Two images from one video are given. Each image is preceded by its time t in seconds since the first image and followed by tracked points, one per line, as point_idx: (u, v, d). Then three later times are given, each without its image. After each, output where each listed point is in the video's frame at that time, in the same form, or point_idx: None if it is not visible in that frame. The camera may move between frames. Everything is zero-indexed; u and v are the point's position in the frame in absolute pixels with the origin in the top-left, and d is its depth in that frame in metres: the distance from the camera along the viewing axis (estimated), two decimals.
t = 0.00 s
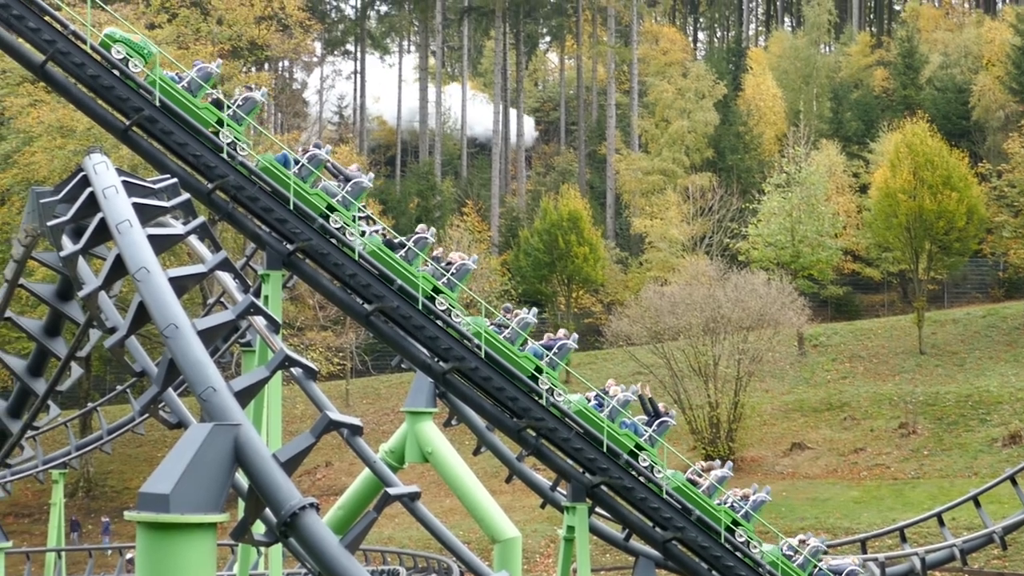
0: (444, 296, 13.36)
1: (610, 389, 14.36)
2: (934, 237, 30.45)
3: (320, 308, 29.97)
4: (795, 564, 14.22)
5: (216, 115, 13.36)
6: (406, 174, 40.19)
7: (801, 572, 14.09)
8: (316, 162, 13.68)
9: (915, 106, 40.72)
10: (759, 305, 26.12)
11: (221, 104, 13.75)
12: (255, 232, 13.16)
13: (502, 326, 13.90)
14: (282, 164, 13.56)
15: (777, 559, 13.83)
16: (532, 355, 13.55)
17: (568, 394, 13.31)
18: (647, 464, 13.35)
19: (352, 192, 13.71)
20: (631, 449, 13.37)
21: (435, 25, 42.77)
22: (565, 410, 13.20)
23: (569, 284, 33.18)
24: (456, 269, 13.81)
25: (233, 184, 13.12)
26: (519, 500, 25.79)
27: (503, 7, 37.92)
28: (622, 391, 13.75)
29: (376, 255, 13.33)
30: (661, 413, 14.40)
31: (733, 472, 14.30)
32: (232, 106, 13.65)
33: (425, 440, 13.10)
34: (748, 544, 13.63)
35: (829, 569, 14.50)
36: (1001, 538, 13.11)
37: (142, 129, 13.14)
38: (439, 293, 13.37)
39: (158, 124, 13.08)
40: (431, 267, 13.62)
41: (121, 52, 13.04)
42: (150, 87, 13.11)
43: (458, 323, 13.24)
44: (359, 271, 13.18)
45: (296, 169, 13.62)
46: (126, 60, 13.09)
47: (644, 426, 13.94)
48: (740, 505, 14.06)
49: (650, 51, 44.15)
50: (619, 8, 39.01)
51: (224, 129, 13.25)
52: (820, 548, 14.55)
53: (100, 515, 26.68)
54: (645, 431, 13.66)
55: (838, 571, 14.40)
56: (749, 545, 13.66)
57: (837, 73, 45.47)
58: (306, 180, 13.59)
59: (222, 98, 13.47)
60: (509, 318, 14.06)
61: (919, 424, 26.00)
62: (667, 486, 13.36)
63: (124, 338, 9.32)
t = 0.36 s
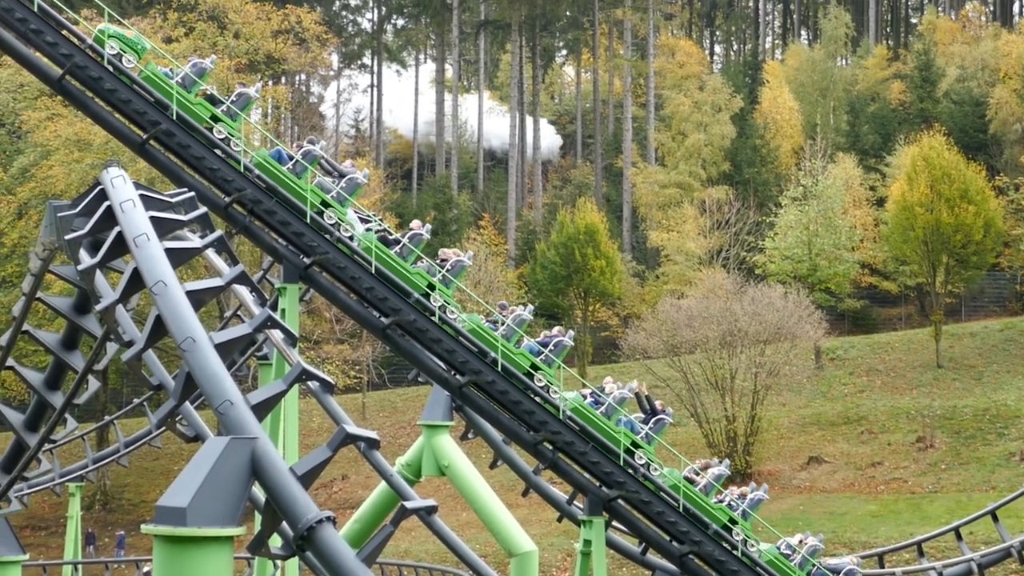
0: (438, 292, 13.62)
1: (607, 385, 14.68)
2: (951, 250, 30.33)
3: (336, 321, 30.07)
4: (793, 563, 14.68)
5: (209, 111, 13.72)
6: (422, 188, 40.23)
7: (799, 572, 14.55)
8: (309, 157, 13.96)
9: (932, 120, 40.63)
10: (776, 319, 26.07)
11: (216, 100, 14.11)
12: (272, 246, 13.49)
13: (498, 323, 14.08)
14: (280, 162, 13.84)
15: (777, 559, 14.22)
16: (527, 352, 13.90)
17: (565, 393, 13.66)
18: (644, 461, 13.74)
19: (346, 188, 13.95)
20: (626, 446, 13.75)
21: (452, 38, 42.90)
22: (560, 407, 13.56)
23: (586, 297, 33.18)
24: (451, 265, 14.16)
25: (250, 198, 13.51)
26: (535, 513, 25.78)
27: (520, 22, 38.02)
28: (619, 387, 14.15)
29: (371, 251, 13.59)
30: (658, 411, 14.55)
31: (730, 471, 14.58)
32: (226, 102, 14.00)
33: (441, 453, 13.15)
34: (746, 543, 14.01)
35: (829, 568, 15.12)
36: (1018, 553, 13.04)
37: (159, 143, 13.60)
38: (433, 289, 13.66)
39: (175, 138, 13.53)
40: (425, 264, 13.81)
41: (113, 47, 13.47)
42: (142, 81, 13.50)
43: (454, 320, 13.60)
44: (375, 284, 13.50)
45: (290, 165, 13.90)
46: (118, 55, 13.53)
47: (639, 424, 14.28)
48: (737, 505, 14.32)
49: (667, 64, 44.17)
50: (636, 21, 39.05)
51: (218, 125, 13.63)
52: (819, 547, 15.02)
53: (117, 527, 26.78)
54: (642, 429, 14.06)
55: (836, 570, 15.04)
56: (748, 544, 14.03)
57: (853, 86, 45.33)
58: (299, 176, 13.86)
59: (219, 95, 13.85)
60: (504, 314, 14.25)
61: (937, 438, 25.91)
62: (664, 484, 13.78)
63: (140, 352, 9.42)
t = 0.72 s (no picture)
0: (439, 289, 14.58)
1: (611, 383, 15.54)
2: (974, 263, 30.22)
3: (359, 334, 30.24)
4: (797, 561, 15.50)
5: (211, 106, 14.46)
6: (445, 201, 40.31)
7: (802, 569, 15.39)
8: (309, 153, 14.87)
9: (956, 133, 40.48)
10: (799, 332, 26.03)
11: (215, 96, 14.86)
12: (296, 259, 14.39)
13: (500, 321, 15.08)
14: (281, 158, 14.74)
15: (779, 556, 15.05)
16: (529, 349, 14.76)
17: (566, 391, 14.58)
18: (646, 459, 14.62)
19: (346, 184, 14.92)
20: (629, 444, 14.62)
21: (474, 51, 43.03)
22: (562, 404, 14.48)
23: (609, 310, 33.20)
24: (451, 263, 14.99)
25: (273, 211, 14.37)
26: (558, 526, 25.81)
27: (543, 35, 38.11)
28: (622, 386, 15.02)
29: (372, 247, 14.54)
30: (660, 407, 15.48)
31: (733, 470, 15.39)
32: (227, 98, 14.80)
33: (464, 466, 13.93)
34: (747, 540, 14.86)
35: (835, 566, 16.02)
36: None
37: (183, 156, 14.35)
38: (434, 286, 14.61)
39: (198, 151, 14.29)
40: (426, 261, 14.76)
41: (115, 43, 14.07)
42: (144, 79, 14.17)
43: (455, 317, 14.47)
44: (398, 298, 14.40)
45: (291, 161, 14.81)
46: (119, 51, 14.13)
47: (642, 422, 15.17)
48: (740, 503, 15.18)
49: (690, 77, 44.18)
50: (658, 34, 38.99)
51: (219, 120, 14.39)
52: (821, 546, 15.90)
53: (140, 540, 26.96)
54: (645, 427, 14.91)
55: (840, 569, 15.94)
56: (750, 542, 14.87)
57: (876, 99, 45.19)
58: (300, 171, 14.78)
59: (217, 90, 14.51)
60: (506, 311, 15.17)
61: (960, 451, 25.84)
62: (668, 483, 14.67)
63: (163, 364, 9.62)
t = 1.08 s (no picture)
0: (447, 285, 15.02)
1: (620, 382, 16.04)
2: (1005, 276, 30.09)
3: (387, 347, 30.44)
4: (808, 560, 16.04)
5: (217, 103, 14.76)
6: (474, 215, 40.47)
7: (814, 568, 15.88)
8: (317, 151, 15.31)
9: (987, 146, 40.33)
10: (828, 345, 25.97)
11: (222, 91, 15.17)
12: (326, 272, 14.75)
13: (509, 317, 15.42)
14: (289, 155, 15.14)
15: (788, 555, 15.59)
16: (537, 346, 15.20)
17: (576, 389, 14.99)
18: (655, 457, 15.10)
19: (354, 180, 15.36)
20: (638, 442, 15.08)
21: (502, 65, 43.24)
22: (572, 403, 14.89)
23: (637, 323, 33.24)
24: (459, 260, 15.35)
25: (303, 225, 14.73)
26: (587, 540, 25.86)
27: (572, 48, 38.25)
28: (631, 384, 15.46)
29: (379, 243, 14.91)
30: (669, 406, 15.93)
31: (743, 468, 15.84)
32: (234, 95, 15.11)
33: (493, 479, 14.61)
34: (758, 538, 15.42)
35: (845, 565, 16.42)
36: None
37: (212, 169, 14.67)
38: (442, 282, 15.01)
39: (228, 164, 14.62)
40: (435, 258, 15.22)
41: (122, 39, 14.39)
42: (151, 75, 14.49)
43: (463, 314, 14.86)
44: (427, 311, 14.77)
45: (298, 157, 15.25)
46: (125, 46, 14.43)
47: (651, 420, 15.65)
48: (751, 502, 15.73)
49: (718, 91, 44.15)
50: (687, 48, 39.04)
51: (225, 116, 14.70)
52: (833, 544, 16.39)
53: (170, 553, 27.18)
54: (653, 425, 15.43)
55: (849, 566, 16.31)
56: (759, 539, 15.43)
57: (906, 112, 45.10)
58: (306, 168, 15.21)
59: (225, 87, 14.85)
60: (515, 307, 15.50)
61: (991, 465, 25.75)
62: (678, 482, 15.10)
63: (192, 378, 9.88)
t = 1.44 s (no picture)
0: (453, 282, 15.27)
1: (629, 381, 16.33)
2: None
3: (416, 361, 30.31)
4: (818, 560, 16.23)
5: (223, 100, 15.12)
6: (502, 229, 40.35)
7: (824, 568, 16.06)
8: (325, 148, 15.50)
9: (1017, 159, 39.93)
10: (858, 359, 25.61)
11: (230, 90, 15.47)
12: (354, 287, 15.06)
13: (517, 315, 15.73)
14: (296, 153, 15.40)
15: (799, 554, 15.77)
16: (545, 345, 15.56)
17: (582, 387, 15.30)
18: (664, 456, 15.38)
19: (360, 178, 15.53)
20: (646, 441, 15.37)
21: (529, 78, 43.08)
22: (578, 400, 15.20)
23: (666, 337, 33.02)
24: (467, 257, 15.63)
25: (331, 239, 15.03)
26: (616, 555, 25.61)
27: (601, 62, 38.10)
28: (638, 383, 15.84)
29: (386, 240, 15.20)
30: (678, 405, 16.21)
31: (752, 467, 16.03)
32: (241, 92, 15.42)
33: (522, 494, 14.81)
34: (770, 538, 15.59)
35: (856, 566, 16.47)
36: None
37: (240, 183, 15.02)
38: (448, 280, 15.28)
39: (256, 179, 14.95)
40: (442, 255, 15.48)
41: (129, 37, 14.81)
42: (157, 72, 14.84)
43: (471, 313, 15.20)
44: (456, 325, 15.11)
45: (304, 155, 15.46)
46: (131, 44, 14.86)
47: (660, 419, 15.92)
48: (760, 501, 15.85)
49: (747, 104, 43.82)
50: (715, 61, 38.64)
51: (231, 114, 15.01)
52: (844, 544, 16.50)
53: (197, 567, 27.10)
54: (662, 424, 15.67)
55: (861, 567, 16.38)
56: (770, 539, 15.60)
57: (935, 125, 44.65)
58: (312, 164, 15.40)
59: (232, 83, 15.24)
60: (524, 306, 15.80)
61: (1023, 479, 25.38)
62: (685, 479, 15.35)
63: (220, 394, 9.79)
